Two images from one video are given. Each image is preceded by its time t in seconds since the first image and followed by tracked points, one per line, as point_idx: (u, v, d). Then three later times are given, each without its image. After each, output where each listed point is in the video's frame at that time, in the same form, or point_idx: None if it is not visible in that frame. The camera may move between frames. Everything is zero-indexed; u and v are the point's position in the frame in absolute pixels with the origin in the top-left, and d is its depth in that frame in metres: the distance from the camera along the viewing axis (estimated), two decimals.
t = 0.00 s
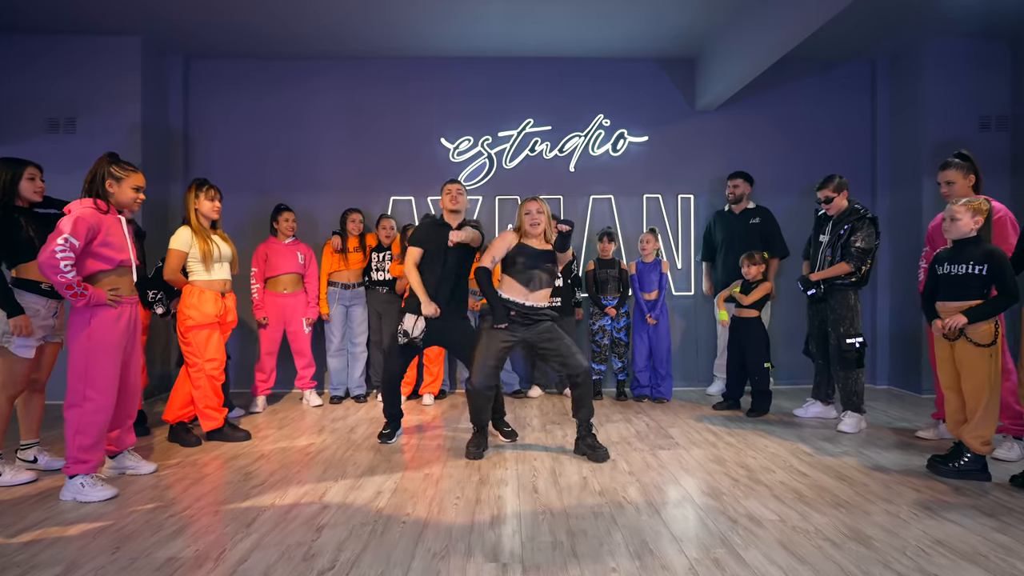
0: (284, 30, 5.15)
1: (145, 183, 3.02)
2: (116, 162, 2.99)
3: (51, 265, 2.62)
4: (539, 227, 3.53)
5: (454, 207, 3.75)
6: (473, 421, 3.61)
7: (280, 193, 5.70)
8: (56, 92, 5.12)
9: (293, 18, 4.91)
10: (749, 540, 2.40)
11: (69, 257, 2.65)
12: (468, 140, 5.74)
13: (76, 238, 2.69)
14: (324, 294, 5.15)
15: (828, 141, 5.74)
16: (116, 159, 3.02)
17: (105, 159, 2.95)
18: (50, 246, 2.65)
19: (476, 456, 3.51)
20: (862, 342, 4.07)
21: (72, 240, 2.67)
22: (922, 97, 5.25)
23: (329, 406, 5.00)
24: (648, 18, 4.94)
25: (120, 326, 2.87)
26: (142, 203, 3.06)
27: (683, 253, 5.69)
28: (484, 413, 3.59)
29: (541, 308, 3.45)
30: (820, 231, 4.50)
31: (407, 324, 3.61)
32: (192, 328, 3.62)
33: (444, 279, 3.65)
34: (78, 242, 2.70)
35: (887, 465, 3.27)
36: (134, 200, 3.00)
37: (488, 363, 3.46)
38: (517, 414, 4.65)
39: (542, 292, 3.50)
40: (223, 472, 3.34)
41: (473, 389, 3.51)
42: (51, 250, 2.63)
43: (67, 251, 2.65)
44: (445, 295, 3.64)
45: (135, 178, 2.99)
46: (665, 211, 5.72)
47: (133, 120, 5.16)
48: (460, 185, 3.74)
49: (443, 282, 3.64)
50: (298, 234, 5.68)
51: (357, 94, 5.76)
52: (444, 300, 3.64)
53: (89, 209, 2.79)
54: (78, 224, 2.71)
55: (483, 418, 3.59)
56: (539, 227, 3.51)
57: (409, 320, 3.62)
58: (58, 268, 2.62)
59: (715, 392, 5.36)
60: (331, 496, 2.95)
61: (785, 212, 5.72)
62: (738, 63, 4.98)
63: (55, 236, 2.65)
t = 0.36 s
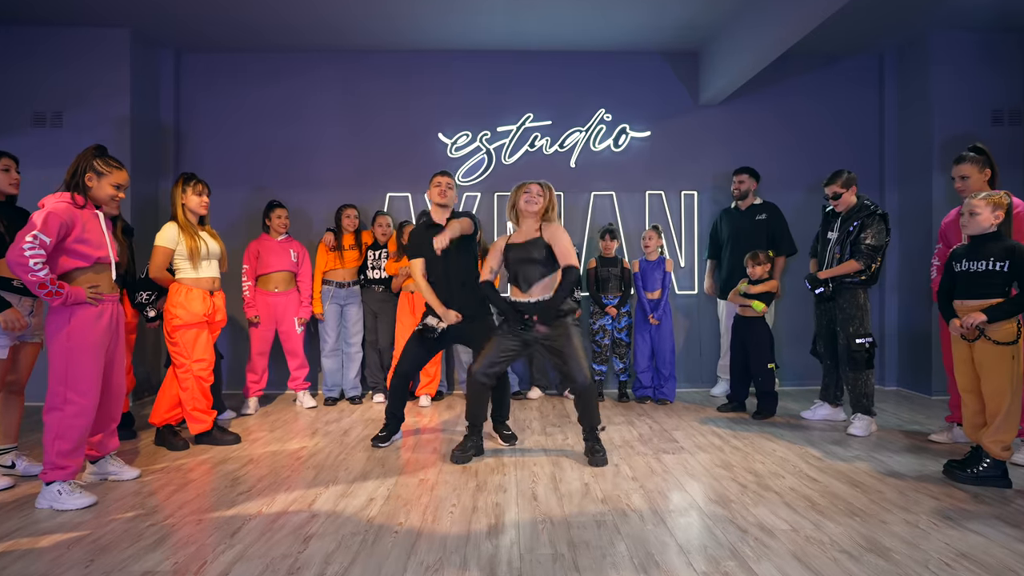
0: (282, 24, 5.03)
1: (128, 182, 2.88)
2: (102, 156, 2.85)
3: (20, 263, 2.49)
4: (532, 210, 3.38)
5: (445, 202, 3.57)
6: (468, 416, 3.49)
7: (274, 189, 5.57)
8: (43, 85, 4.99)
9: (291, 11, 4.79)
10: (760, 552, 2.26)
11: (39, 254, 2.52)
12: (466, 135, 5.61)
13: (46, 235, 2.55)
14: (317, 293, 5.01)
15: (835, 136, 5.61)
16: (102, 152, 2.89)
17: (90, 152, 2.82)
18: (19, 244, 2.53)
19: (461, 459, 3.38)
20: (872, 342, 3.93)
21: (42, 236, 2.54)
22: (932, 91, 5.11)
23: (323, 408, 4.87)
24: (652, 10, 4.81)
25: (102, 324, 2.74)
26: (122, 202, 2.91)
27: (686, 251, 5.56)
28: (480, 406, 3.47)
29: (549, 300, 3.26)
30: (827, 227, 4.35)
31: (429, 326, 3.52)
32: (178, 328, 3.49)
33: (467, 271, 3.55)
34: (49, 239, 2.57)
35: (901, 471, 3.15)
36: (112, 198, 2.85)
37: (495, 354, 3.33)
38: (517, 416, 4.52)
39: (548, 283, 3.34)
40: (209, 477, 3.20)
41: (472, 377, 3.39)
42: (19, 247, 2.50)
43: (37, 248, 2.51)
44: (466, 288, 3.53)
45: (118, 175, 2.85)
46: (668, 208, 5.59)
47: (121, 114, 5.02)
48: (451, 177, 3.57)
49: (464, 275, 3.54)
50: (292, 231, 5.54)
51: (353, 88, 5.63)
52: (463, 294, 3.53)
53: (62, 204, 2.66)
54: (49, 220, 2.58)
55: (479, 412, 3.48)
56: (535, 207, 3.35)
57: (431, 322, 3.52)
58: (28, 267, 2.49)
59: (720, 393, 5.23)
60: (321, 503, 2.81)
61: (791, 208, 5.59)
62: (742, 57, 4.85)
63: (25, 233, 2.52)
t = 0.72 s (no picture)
0: (280, 17, 4.91)
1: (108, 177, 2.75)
2: (82, 149, 2.72)
3: None
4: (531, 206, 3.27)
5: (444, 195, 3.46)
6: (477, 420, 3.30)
7: (267, 186, 5.43)
8: (29, 79, 4.85)
9: (290, 4, 4.67)
10: (772, 569, 2.14)
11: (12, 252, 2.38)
12: (464, 131, 5.47)
13: (21, 231, 2.43)
14: (311, 293, 4.88)
15: (841, 132, 5.48)
16: (82, 145, 2.75)
17: (68, 144, 2.68)
18: None
19: (471, 464, 3.26)
20: (883, 344, 3.78)
21: (16, 233, 2.41)
22: (942, 86, 4.98)
23: (317, 410, 4.74)
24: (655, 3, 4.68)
25: (76, 327, 2.62)
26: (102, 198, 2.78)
27: (689, 250, 5.42)
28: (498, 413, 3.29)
29: (568, 286, 3.20)
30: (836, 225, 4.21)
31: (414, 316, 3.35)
32: (164, 329, 3.36)
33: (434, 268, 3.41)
34: (24, 236, 2.44)
35: (916, 479, 3.02)
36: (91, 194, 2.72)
37: (519, 358, 3.17)
38: (515, 419, 4.38)
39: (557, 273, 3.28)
40: (195, 485, 3.07)
41: (496, 392, 3.17)
42: None
43: (10, 245, 2.38)
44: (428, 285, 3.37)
45: (98, 170, 2.72)
46: (671, 206, 5.46)
47: (109, 109, 4.89)
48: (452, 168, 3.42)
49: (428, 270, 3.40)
50: (285, 229, 5.41)
51: (347, 83, 5.49)
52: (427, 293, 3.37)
53: (38, 199, 2.52)
54: (24, 216, 2.45)
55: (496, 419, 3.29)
56: (530, 206, 3.25)
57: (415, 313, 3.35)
58: None
59: (723, 396, 5.10)
60: (309, 513, 2.68)
61: (796, 206, 5.45)
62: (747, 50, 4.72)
63: None
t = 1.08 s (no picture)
0: (281, 20, 4.91)
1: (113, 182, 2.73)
2: (90, 153, 2.71)
3: None
4: (541, 214, 3.27)
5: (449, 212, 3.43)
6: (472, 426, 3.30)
7: (270, 188, 5.43)
8: (34, 82, 4.86)
9: (290, 7, 4.66)
10: None
11: (15, 255, 2.38)
12: (468, 133, 5.46)
13: (23, 235, 2.42)
14: (315, 295, 4.86)
15: (848, 133, 5.44)
16: (90, 149, 2.75)
17: (77, 147, 2.68)
18: None
19: (473, 469, 3.24)
20: (891, 347, 3.76)
21: (19, 236, 2.40)
22: (950, 87, 4.94)
23: (321, 413, 4.72)
24: (660, 4, 4.66)
25: (78, 331, 2.61)
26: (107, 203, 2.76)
27: (695, 252, 5.39)
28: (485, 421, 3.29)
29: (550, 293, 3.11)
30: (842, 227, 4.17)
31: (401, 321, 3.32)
32: (170, 332, 3.35)
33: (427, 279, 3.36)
34: (26, 239, 2.43)
35: (928, 484, 2.98)
36: (95, 198, 2.70)
37: (490, 359, 3.16)
38: (520, 423, 4.36)
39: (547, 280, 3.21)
40: (200, 489, 3.06)
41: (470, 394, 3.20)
42: None
43: (12, 248, 2.38)
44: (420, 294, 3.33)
45: (103, 175, 2.70)
46: (676, 208, 5.43)
47: (114, 111, 4.90)
48: (455, 180, 3.35)
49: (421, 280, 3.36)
50: (290, 231, 5.40)
51: (351, 84, 5.48)
52: (416, 301, 3.33)
53: (42, 202, 2.52)
54: (27, 219, 2.44)
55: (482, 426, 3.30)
56: (541, 214, 3.25)
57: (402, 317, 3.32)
58: (2, 268, 2.35)
59: (730, 399, 5.07)
60: (315, 518, 2.66)
61: (803, 208, 5.42)
62: (753, 51, 4.70)
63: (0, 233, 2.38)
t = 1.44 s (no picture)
0: (286, 27, 5.05)
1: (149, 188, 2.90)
2: (126, 162, 2.88)
3: (39, 266, 2.50)
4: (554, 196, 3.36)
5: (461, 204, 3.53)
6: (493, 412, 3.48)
7: (284, 192, 5.59)
8: (58, 90, 5.04)
9: (295, 15, 4.81)
10: (780, 558, 2.25)
11: (59, 258, 2.54)
12: (477, 138, 5.61)
13: (67, 240, 2.58)
14: (328, 296, 5.03)
15: (846, 138, 5.58)
16: (126, 158, 2.92)
17: (114, 157, 2.85)
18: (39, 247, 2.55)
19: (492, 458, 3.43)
20: (886, 346, 3.90)
21: (63, 241, 2.57)
22: (946, 93, 5.08)
23: (335, 410, 4.88)
24: (662, 13, 4.81)
25: (112, 329, 2.77)
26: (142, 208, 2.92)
27: (697, 254, 5.53)
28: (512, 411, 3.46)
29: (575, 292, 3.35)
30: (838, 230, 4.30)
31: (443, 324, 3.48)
32: (195, 330, 3.51)
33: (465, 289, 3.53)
34: (69, 244, 2.59)
35: (919, 476, 3.12)
36: (133, 204, 2.87)
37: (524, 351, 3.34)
38: (528, 419, 4.51)
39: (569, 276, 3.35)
40: (225, 480, 3.22)
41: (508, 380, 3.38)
42: (40, 251, 2.51)
43: (57, 252, 2.54)
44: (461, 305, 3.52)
45: (140, 181, 2.88)
46: (678, 211, 5.58)
47: (135, 118, 5.07)
48: (473, 177, 3.52)
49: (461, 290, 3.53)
50: (303, 234, 5.57)
51: (362, 91, 5.65)
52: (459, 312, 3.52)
53: (83, 208, 2.68)
54: (70, 224, 2.61)
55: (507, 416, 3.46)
56: (556, 193, 3.34)
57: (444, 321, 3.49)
58: (46, 270, 2.51)
59: (730, 397, 5.21)
60: (337, 506, 2.82)
61: (802, 211, 5.56)
62: (752, 60, 4.85)
63: (46, 237, 2.55)
